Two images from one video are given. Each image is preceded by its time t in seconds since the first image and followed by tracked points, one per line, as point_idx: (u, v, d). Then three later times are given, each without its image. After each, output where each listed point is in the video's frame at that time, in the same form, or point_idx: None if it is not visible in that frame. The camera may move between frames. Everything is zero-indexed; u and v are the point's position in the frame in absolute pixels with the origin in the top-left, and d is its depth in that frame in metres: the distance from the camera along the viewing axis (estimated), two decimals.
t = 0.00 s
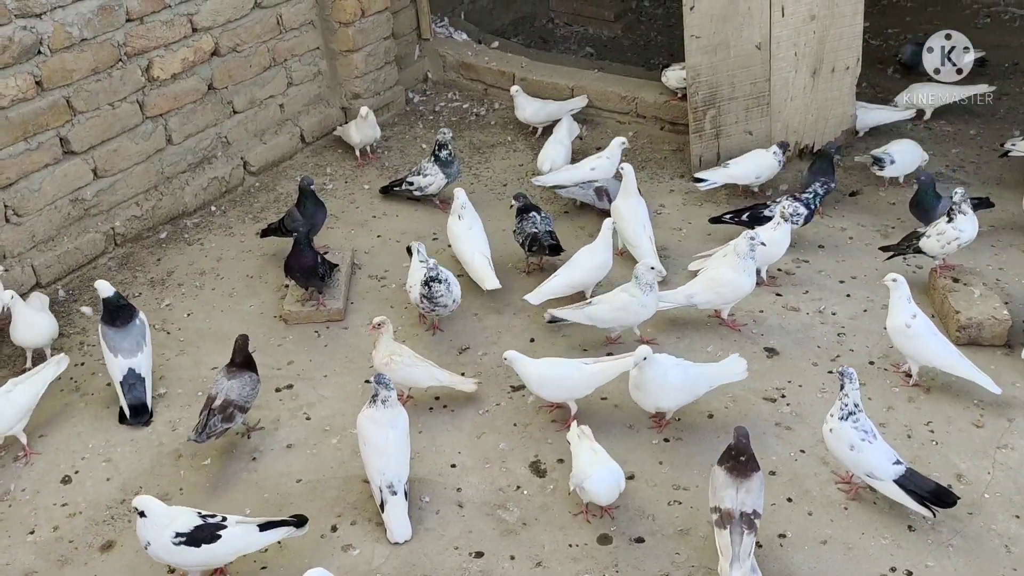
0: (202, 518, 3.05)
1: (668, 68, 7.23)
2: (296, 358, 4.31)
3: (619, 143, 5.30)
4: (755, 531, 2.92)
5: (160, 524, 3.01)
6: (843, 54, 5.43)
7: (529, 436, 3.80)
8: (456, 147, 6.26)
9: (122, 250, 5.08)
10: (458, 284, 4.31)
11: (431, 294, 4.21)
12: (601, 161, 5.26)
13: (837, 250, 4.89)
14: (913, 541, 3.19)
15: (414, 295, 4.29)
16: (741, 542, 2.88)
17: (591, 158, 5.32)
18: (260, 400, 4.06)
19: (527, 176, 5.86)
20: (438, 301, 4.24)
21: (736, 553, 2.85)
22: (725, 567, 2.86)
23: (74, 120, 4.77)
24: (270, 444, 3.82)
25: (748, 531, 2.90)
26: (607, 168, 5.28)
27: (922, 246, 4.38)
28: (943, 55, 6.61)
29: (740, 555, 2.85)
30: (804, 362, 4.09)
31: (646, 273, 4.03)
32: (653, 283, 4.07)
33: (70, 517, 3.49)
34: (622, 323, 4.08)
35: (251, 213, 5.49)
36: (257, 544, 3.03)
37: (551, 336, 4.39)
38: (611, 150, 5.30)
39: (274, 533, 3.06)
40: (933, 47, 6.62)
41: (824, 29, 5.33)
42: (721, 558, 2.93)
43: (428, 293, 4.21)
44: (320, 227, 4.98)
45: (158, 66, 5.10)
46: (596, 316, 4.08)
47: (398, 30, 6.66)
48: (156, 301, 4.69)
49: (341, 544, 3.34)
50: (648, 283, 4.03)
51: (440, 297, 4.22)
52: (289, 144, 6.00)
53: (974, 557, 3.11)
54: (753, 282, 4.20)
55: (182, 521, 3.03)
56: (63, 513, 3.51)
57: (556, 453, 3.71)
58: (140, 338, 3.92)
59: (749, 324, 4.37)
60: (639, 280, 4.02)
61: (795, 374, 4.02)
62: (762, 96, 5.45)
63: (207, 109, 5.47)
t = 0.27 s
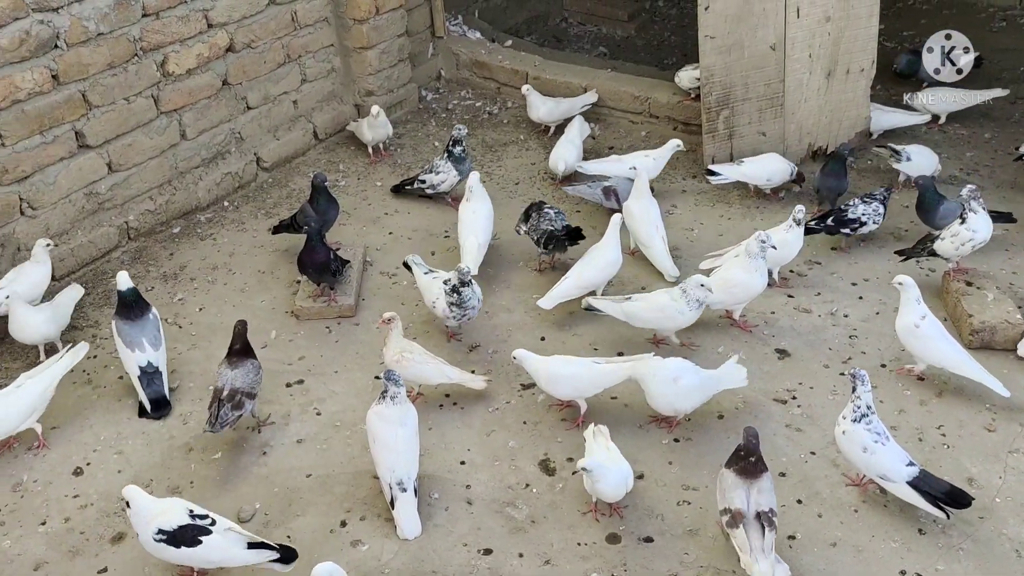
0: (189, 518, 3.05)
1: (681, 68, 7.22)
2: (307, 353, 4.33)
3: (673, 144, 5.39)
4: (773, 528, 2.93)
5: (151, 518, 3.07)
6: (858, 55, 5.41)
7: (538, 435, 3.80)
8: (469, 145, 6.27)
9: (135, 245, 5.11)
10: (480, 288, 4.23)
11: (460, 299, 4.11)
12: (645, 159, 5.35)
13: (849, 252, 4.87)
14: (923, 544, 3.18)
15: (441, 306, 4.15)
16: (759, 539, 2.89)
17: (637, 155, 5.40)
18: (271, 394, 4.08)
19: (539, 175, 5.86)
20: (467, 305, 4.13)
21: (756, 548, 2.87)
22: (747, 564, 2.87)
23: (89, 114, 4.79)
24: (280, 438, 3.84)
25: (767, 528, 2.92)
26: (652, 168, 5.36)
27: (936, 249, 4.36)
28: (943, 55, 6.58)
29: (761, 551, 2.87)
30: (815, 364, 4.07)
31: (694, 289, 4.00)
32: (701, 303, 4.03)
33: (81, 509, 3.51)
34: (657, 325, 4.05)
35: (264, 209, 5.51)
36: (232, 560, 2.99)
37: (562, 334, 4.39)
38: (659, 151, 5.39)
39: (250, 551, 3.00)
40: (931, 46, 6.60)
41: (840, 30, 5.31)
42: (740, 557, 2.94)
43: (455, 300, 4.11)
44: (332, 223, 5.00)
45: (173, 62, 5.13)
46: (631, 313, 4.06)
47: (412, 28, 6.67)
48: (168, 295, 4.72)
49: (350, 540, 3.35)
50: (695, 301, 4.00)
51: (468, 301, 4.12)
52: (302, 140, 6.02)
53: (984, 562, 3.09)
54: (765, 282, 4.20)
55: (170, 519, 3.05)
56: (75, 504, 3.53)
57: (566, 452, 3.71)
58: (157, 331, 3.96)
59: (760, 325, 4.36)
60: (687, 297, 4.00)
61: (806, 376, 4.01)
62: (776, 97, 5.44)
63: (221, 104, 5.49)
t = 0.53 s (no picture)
0: (176, 502, 3.07)
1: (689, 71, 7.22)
2: (313, 352, 4.35)
3: (702, 146, 5.37)
4: (768, 533, 2.94)
5: (149, 486, 3.14)
6: (866, 60, 5.40)
7: (542, 435, 3.81)
8: (477, 146, 6.29)
9: (144, 242, 5.14)
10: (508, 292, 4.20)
11: (491, 300, 4.08)
12: (670, 159, 5.33)
13: (856, 256, 4.87)
14: (925, 549, 3.18)
15: (473, 311, 4.12)
16: (754, 545, 2.90)
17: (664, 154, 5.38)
18: (277, 392, 4.10)
19: (546, 176, 5.88)
20: (498, 307, 4.10)
21: (747, 556, 2.88)
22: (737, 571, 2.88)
23: (100, 112, 4.83)
24: (285, 436, 3.86)
25: (761, 533, 2.93)
26: (678, 168, 5.34)
27: (943, 254, 4.37)
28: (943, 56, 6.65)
29: (754, 558, 2.88)
30: (820, 368, 4.08)
31: (738, 316, 3.96)
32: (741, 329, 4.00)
33: (88, 504, 3.54)
34: (694, 336, 4.02)
35: (272, 208, 5.54)
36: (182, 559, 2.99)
37: (567, 335, 4.40)
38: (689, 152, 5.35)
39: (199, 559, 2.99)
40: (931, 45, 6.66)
41: (848, 34, 5.31)
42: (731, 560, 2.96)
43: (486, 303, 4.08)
44: (339, 222, 5.02)
45: (183, 60, 5.16)
46: (670, 317, 4.04)
47: (421, 28, 6.69)
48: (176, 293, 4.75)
49: (354, 537, 3.37)
50: (735, 327, 3.95)
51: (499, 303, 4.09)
52: (310, 139, 6.05)
53: (987, 567, 3.09)
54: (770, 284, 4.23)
55: (161, 495, 3.10)
56: (82, 499, 3.56)
57: (570, 453, 3.72)
58: (164, 329, 3.98)
59: (765, 329, 4.36)
60: (728, 321, 3.96)
61: (811, 380, 4.01)
62: (783, 101, 5.44)
63: (231, 103, 5.52)
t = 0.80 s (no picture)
0: (155, 499, 3.10)
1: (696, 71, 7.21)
2: (318, 351, 4.34)
3: (721, 145, 5.34)
4: (772, 535, 2.92)
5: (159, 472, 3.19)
6: (874, 61, 5.38)
7: (548, 436, 3.80)
8: (482, 146, 6.28)
9: (150, 240, 5.14)
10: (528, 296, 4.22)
11: (518, 306, 4.07)
12: (691, 159, 5.30)
13: (863, 258, 4.85)
14: (933, 552, 3.16)
15: (499, 319, 4.09)
16: (757, 548, 2.88)
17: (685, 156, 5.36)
18: (282, 391, 4.09)
19: (552, 176, 5.87)
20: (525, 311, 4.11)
21: (751, 560, 2.86)
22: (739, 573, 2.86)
23: (106, 110, 4.83)
24: (290, 435, 3.85)
25: (765, 536, 2.91)
26: (700, 169, 5.31)
27: (952, 255, 4.35)
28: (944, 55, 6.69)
29: (757, 561, 2.86)
30: (827, 369, 4.06)
31: (777, 325, 3.88)
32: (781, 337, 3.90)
33: (93, 502, 3.53)
34: (731, 342, 3.94)
35: (278, 207, 5.54)
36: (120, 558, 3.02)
37: (573, 336, 4.39)
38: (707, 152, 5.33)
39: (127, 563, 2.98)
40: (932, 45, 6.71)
41: (856, 35, 5.29)
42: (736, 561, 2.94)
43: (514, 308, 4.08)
44: (345, 222, 5.01)
45: (189, 59, 5.16)
46: (705, 321, 3.99)
47: (427, 28, 6.69)
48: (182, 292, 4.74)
49: (359, 537, 3.36)
50: (774, 336, 3.87)
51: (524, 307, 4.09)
52: (316, 139, 6.04)
53: (996, 570, 3.07)
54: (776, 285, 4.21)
55: (153, 487, 3.15)
56: (87, 497, 3.56)
57: (576, 453, 3.71)
58: (168, 328, 3.99)
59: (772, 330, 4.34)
60: (767, 327, 3.88)
61: (818, 381, 3.99)
62: (791, 102, 5.42)
63: (237, 101, 5.52)
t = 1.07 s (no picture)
0: (148, 490, 3.16)
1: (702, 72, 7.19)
2: (324, 352, 4.33)
3: (747, 143, 5.27)
4: (782, 539, 2.91)
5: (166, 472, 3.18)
6: (881, 62, 5.36)
7: (555, 438, 3.79)
8: (488, 146, 6.26)
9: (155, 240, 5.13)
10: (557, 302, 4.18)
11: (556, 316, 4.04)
12: (719, 163, 5.22)
13: (870, 260, 4.83)
14: (943, 557, 3.14)
15: (536, 326, 4.02)
16: (768, 552, 2.87)
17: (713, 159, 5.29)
18: (288, 393, 4.08)
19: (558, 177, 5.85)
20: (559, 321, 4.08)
21: (762, 562, 2.85)
22: None
23: (113, 110, 4.82)
24: (297, 437, 3.84)
25: (775, 540, 2.90)
26: (729, 172, 5.24)
27: (961, 259, 4.32)
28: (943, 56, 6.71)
29: (766, 565, 2.85)
30: (835, 372, 4.04)
31: (780, 317, 3.86)
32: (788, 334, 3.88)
33: (100, 503, 3.52)
34: (741, 351, 3.92)
35: (283, 207, 5.53)
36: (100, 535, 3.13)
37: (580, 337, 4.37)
38: (734, 155, 5.27)
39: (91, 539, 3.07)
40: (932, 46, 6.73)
41: (864, 36, 5.27)
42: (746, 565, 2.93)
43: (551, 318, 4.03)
44: (351, 222, 5.00)
45: (195, 58, 5.15)
46: (715, 334, 3.97)
47: (432, 28, 6.67)
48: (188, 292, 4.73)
49: (367, 539, 3.35)
50: (779, 329, 3.85)
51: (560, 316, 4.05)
52: (321, 139, 6.03)
53: None
54: (785, 287, 4.23)
55: (155, 480, 3.19)
56: (93, 498, 3.55)
57: (583, 456, 3.70)
58: (175, 330, 3.99)
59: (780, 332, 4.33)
60: (772, 323, 3.86)
61: (826, 384, 3.98)
62: (798, 103, 5.41)
63: (243, 101, 5.51)
